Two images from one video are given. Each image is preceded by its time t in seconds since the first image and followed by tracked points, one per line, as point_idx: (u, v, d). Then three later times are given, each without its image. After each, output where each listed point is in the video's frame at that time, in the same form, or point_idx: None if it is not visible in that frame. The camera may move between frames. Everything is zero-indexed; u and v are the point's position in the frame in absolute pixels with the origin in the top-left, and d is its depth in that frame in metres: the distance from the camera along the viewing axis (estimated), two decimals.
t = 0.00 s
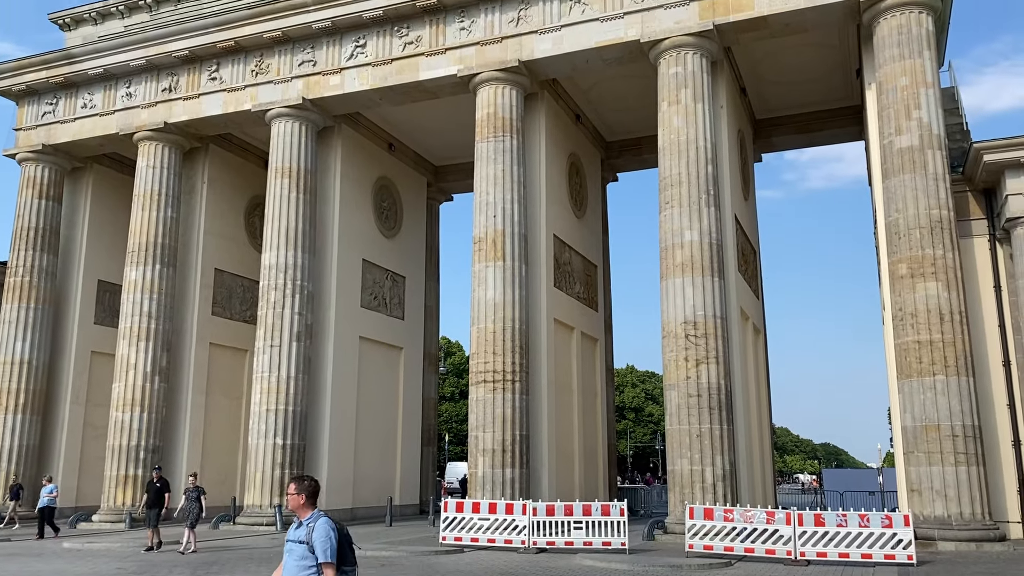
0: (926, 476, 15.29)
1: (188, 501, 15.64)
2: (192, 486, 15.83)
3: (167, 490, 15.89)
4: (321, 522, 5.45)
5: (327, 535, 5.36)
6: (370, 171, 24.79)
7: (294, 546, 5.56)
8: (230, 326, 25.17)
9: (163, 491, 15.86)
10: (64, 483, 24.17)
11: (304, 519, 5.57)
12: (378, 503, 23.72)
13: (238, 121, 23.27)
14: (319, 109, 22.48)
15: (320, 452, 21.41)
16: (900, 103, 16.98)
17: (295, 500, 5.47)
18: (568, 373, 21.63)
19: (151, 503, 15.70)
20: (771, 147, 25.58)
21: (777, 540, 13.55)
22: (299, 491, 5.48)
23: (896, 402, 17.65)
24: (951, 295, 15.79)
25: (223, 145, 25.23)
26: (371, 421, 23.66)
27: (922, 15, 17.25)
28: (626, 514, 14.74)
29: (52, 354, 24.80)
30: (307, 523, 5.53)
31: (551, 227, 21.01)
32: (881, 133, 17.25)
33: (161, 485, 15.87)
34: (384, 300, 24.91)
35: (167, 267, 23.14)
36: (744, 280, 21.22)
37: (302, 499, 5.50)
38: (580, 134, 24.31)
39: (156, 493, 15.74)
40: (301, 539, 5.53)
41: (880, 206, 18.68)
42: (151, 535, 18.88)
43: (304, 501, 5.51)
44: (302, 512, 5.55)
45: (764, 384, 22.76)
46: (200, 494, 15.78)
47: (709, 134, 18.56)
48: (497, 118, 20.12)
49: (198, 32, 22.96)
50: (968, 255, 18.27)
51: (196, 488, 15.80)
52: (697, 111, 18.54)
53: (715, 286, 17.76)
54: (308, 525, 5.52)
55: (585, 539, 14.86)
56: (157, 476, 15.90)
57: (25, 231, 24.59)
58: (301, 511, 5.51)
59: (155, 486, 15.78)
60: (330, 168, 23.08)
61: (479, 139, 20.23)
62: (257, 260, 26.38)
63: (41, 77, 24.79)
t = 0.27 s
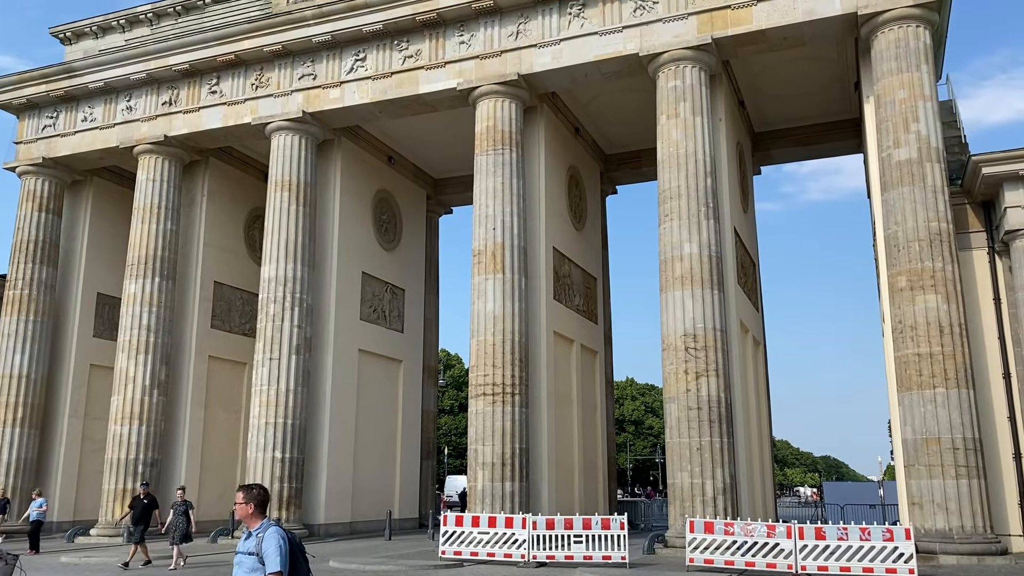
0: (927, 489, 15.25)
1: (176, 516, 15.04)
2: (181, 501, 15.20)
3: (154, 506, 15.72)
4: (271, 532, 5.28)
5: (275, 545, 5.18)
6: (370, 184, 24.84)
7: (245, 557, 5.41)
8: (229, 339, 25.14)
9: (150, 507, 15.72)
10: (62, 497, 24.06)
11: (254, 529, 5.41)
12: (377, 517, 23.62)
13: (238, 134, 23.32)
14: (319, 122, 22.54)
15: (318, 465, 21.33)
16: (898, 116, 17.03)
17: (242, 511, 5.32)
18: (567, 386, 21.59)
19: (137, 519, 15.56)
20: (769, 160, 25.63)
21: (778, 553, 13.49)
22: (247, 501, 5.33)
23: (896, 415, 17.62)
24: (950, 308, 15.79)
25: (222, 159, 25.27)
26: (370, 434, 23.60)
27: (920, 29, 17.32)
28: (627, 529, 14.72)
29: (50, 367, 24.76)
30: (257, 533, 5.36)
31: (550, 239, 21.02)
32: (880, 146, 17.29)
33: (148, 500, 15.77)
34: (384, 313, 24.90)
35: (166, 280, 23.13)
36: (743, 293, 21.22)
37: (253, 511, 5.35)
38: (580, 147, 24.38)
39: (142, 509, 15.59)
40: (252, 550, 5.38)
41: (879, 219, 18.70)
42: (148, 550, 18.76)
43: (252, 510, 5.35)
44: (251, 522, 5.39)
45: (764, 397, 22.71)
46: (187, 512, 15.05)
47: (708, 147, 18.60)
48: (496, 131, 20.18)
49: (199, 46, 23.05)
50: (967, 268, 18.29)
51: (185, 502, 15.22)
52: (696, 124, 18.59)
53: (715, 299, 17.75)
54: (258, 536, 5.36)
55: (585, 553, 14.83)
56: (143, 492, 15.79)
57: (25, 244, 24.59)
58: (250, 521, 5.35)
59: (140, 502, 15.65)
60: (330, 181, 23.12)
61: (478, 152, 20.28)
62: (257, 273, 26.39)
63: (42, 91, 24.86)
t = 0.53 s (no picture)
0: (929, 502, 15.20)
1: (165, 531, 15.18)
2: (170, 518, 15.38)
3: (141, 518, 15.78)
4: (213, 553, 5.14)
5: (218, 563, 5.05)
6: (370, 197, 24.88)
7: None
8: (229, 352, 25.11)
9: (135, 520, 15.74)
10: (60, 511, 23.97)
11: (197, 551, 5.27)
12: (377, 531, 23.53)
13: (239, 147, 23.37)
14: (320, 135, 22.59)
15: (318, 478, 21.27)
16: (898, 129, 17.07)
17: (184, 528, 5.21)
18: (568, 399, 21.55)
19: (123, 529, 15.57)
20: (769, 173, 25.68)
21: (780, 567, 13.35)
22: (190, 519, 5.22)
23: (897, 428, 17.59)
24: (951, 320, 15.78)
25: (223, 172, 25.32)
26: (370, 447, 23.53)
27: (919, 42, 17.39)
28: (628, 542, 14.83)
29: (50, 381, 24.72)
30: (199, 556, 5.22)
31: (551, 252, 21.02)
32: (880, 159, 17.33)
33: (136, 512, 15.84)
34: (384, 325, 24.88)
35: (166, 293, 23.13)
36: (744, 305, 21.21)
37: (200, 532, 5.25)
38: (580, 160, 24.43)
39: (130, 520, 15.61)
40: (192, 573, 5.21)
41: (879, 231, 18.72)
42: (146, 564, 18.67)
43: (195, 529, 5.23)
44: (194, 543, 5.26)
45: (765, 409, 22.67)
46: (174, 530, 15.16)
47: (707, 160, 18.64)
48: (496, 144, 20.23)
49: (200, 59, 23.14)
50: (968, 281, 18.32)
51: (174, 516, 15.60)
52: (695, 137, 18.64)
53: (715, 311, 17.75)
54: (200, 557, 5.21)
55: (585, 567, 14.71)
56: (130, 505, 15.85)
57: (25, 257, 24.60)
58: (192, 541, 5.23)
59: (128, 513, 15.68)
60: (331, 194, 23.16)
61: (479, 165, 20.33)
62: (257, 286, 26.40)
63: (43, 104, 24.94)
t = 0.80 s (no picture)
0: (931, 516, 15.15)
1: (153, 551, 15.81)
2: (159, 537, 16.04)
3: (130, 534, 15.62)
4: (158, 561, 4.98)
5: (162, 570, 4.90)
6: (371, 210, 24.92)
7: None
8: (230, 365, 25.09)
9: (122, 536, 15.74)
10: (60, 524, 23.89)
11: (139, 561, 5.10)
12: (378, 544, 23.43)
13: (240, 160, 23.43)
14: (321, 148, 22.65)
15: (319, 492, 21.21)
16: (898, 142, 17.11)
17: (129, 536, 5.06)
18: (569, 412, 21.50)
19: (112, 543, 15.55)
20: (769, 186, 25.72)
21: None
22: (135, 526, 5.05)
23: (899, 441, 17.54)
24: (952, 333, 15.76)
25: (225, 185, 25.38)
26: (370, 460, 23.47)
27: (918, 55, 17.45)
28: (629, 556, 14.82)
29: (51, 394, 24.69)
30: (142, 565, 5.04)
31: (551, 265, 21.02)
32: (880, 172, 17.36)
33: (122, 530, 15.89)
34: (385, 338, 24.86)
35: (168, 306, 23.14)
36: (745, 318, 21.20)
37: (148, 541, 5.11)
38: (580, 173, 24.47)
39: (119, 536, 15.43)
40: None
41: (880, 244, 18.73)
42: None
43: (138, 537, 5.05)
44: (137, 552, 5.09)
45: (767, 423, 22.62)
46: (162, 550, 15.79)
47: (708, 173, 18.68)
48: (497, 157, 20.29)
49: (202, 73, 23.24)
50: (969, 293, 18.32)
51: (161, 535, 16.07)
52: (695, 150, 18.69)
53: (716, 324, 17.74)
54: (144, 567, 5.03)
55: None
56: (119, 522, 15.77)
57: (27, 270, 24.62)
58: (136, 550, 5.07)
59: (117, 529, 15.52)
60: (332, 207, 23.20)
61: (480, 178, 20.38)
62: (258, 299, 26.41)
63: (46, 118, 25.03)
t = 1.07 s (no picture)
0: (935, 530, 15.09)
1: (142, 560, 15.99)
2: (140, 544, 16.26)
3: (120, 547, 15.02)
4: None
5: None
6: (373, 224, 24.97)
7: None
8: (231, 379, 25.09)
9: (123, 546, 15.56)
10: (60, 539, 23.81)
11: None
12: (378, 559, 23.34)
13: (242, 174, 23.51)
14: (323, 162, 22.73)
15: (320, 506, 21.15)
16: (898, 156, 17.16)
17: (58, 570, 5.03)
18: (571, 425, 21.46)
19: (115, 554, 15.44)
20: (770, 199, 25.77)
21: None
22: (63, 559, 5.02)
23: (902, 454, 17.51)
24: (954, 346, 15.74)
25: (227, 199, 25.45)
26: (371, 474, 23.41)
27: (918, 69, 17.51)
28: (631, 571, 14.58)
29: (52, 408, 24.67)
30: None
31: (553, 278, 21.03)
32: (880, 185, 17.40)
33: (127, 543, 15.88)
34: (386, 351, 24.85)
35: (169, 319, 23.16)
36: (747, 332, 21.20)
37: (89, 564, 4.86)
38: (581, 186, 24.54)
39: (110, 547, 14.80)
40: None
41: (881, 258, 18.76)
42: None
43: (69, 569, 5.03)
44: None
45: (769, 436, 22.59)
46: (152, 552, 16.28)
47: (709, 186, 18.72)
48: (498, 171, 20.36)
49: (205, 88, 23.34)
50: (970, 306, 18.33)
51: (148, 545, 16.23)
52: (696, 163, 18.74)
53: (718, 337, 17.73)
54: None
55: None
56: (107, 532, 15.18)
57: (29, 284, 24.66)
58: None
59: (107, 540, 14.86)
60: (334, 220, 23.26)
61: (481, 192, 20.43)
62: (260, 312, 26.43)
63: (49, 132, 25.14)
